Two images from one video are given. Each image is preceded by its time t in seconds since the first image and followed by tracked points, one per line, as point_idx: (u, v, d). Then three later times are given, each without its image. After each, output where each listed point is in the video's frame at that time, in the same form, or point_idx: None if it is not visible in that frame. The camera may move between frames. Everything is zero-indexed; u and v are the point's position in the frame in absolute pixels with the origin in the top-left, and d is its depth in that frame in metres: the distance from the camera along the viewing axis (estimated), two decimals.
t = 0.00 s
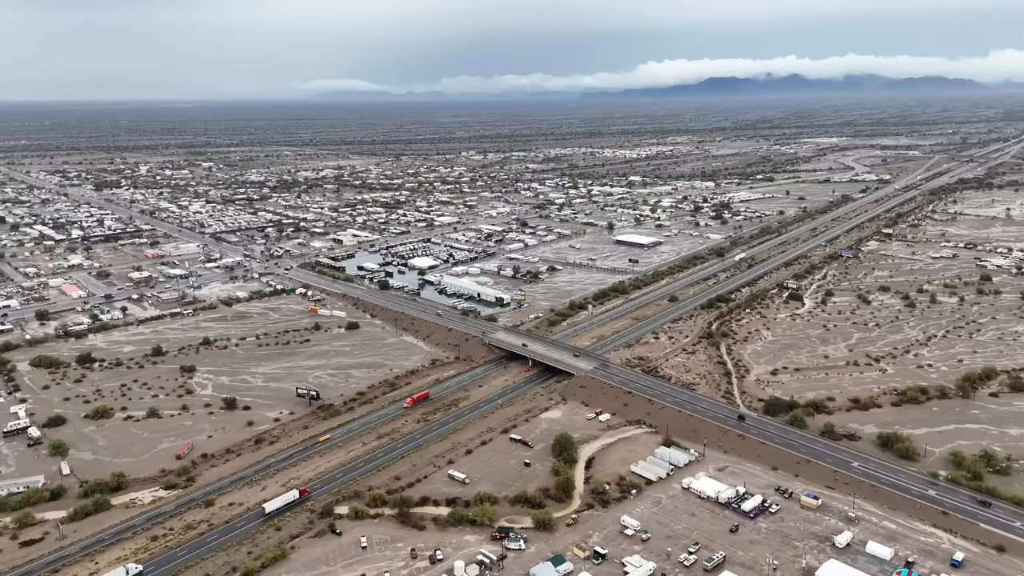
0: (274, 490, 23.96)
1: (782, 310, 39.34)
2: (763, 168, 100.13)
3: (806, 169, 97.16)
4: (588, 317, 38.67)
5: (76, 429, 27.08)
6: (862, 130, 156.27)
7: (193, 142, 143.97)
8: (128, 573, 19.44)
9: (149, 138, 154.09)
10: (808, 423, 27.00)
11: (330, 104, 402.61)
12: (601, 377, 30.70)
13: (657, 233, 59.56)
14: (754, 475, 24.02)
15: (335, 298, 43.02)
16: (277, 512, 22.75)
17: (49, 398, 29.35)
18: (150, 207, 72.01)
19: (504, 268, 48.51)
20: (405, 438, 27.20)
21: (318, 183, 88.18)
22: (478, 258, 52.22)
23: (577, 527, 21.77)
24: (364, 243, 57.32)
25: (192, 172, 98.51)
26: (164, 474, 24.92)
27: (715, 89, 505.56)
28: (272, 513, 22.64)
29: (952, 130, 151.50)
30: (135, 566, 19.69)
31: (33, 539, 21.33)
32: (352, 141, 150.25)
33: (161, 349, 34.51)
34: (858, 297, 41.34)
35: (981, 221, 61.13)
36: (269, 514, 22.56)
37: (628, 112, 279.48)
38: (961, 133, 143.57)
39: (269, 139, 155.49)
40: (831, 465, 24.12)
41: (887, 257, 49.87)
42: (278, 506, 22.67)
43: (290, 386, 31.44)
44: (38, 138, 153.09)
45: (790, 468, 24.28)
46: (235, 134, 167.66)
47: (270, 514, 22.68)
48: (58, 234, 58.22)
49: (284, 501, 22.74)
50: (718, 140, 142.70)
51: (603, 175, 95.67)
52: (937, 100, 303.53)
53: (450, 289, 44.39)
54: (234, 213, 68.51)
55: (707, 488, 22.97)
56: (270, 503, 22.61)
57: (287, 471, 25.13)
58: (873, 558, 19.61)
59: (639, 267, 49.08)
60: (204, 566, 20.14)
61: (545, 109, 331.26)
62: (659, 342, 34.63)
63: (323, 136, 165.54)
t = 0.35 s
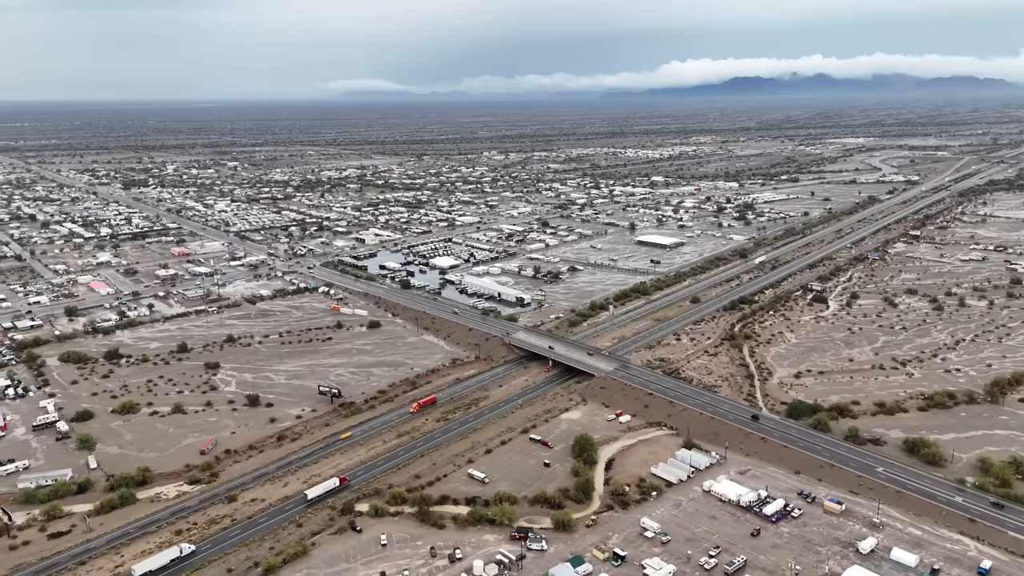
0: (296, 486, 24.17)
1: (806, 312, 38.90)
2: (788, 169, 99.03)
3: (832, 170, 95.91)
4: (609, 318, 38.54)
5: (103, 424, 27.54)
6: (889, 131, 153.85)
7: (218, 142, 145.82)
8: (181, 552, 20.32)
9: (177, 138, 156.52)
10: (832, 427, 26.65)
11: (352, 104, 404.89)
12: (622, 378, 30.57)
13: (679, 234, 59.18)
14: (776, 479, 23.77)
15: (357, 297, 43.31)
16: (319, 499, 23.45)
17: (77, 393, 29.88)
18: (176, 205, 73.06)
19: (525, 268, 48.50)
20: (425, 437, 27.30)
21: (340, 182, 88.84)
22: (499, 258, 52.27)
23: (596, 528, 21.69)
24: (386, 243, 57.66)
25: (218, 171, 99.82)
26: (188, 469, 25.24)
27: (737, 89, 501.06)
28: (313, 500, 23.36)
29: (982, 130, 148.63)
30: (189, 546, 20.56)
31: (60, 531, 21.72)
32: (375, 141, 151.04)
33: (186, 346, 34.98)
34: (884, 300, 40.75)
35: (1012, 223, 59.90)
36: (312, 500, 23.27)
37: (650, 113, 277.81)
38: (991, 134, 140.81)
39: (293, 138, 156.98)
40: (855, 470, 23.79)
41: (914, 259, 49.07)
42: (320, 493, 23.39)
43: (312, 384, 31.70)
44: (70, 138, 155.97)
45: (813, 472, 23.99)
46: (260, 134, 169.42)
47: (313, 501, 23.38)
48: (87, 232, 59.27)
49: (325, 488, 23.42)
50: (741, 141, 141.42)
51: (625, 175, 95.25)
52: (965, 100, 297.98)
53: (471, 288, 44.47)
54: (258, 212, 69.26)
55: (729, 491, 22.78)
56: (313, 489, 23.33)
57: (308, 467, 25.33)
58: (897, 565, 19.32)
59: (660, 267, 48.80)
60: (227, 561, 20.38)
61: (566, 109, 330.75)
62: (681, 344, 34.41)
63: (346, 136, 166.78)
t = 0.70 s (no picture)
0: (317, 483, 24.36)
1: (830, 315, 38.43)
2: (812, 169, 97.85)
3: (857, 171, 94.64)
4: (630, 319, 38.38)
5: (129, 419, 27.96)
6: (917, 131, 151.34)
7: (243, 142, 147.51)
8: (231, 534, 21.24)
9: (203, 138, 158.76)
10: (857, 431, 26.29)
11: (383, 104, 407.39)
12: (643, 380, 30.40)
13: (702, 235, 58.76)
14: (799, 483, 23.50)
15: (379, 295, 43.58)
16: (359, 487, 24.11)
17: (104, 388, 30.38)
18: (202, 204, 74.06)
19: (546, 268, 48.45)
20: (445, 435, 27.39)
21: (363, 182, 89.44)
22: (520, 257, 52.25)
23: (616, 529, 21.61)
24: (407, 242, 57.92)
25: (243, 170, 100.99)
26: (212, 465, 25.54)
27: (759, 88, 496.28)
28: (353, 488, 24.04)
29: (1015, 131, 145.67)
30: (238, 529, 21.44)
31: (88, 524, 22.11)
32: (396, 141, 151.65)
33: (211, 343, 35.43)
34: (911, 303, 40.13)
35: None
36: (352, 488, 23.97)
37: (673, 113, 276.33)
38: None
39: (317, 138, 158.44)
40: (880, 475, 23.44)
41: (942, 262, 48.25)
42: (360, 482, 24.10)
43: (334, 382, 31.94)
44: (100, 137, 158.58)
45: (837, 476, 23.68)
46: (285, 133, 171.07)
47: (352, 489, 24.07)
48: (115, 230, 60.26)
49: (365, 477, 24.11)
50: (766, 140, 139.99)
51: (647, 176, 94.76)
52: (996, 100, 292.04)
53: (492, 288, 44.53)
54: (282, 211, 69.96)
55: (751, 495, 22.57)
56: (353, 478, 24.02)
57: (330, 465, 25.51)
58: (923, 572, 19.01)
59: (683, 268, 48.50)
60: (249, 556, 20.63)
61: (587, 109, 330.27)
62: (703, 345, 34.16)
63: (369, 136, 167.76)
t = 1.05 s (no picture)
0: (339, 480, 24.54)
1: (856, 317, 37.93)
2: (839, 170, 96.61)
3: (885, 171, 93.26)
4: (651, 320, 38.15)
5: (156, 414, 28.40)
6: (947, 131, 148.80)
7: (269, 141, 149.08)
8: (278, 518, 22.07)
9: (230, 137, 160.78)
10: (882, 436, 25.91)
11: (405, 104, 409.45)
12: (664, 381, 30.23)
13: (726, 236, 58.29)
14: (823, 487, 23.21)
15: (401, 294, 43.80)
16: (398, 476, 24.74)
17: (132, 383, 30.88)
18: (228, 203, 74.98)
19: (567, 268, 48.36)
20: (466, 434, 27.45)
21: (386, 181, 89.98)
22: (542, 257, 52.23)
23: (636, 531, 21.50)
24: (429, 241, 58.12)
25: (269, 169, 102.14)
26: (236, 460, 25.85)
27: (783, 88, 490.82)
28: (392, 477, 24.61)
29: None
30: (284, 514, 22.26)
31: (114, 517, 22.49)
32: (419, 141, 152.31)
33: (236, 340, 35.86)
34: (940, 306, 39.46)
35: None
36: (391, 477, 24.57)
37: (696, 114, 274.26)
38: None
39: (341, 138, 159.67)
40: (906, 481, 23.06)
41: (973, 265, 47.37)
42: (399, 471, 24.68)
43: (356, 379, 32.16)
44: (129, 137, 161.06)
45: (862, 481, 23.36)
46: (309, 133, 172.65)
47: (392, 478, 24.65)
48: (143, 228, 61.23)
49: (404, 466, 24.69)
50: (791, 141, 138.45)
51: (671, 176, 94.16)
52: None
53: (513, 288, 44.56)
54: (306, 210, 70.60)
55: (773, 499, 22.32)
56: (393, 467, 24.59)
57: (351, 462, 25.68)
58: None
59: (706, 269, 48.16)
60: (271, 551, 20.83)
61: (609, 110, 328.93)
62: (725, 347, 33.88)
63: (391, 136, 168.71)
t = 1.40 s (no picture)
0: (363, 477, 24.72)
1: (886, 321, 37.30)
2: (870, 171, 95.07)
3: (917, 172, 91.58)
4: (676, 321, 37.88)
5: (184, 409, 28.85)
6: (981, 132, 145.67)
7: (296, 140, 150.79)
8: (326, 503, 22.86)
9: (259, 137, 162.90)
10: (912, 441, 25.45)
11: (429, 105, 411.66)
12: (689, 384, 29.98)
13: (753, 237, 57.69)
14: (850, 493, 22.84)
15: (426, 293, 44.02)
16: (438, 467, 25.34)
17: (161, 378, 31.42)
18: (256, 201, 75.97)
19: (591, 269, 48.24)
20: (489, 434, 27.50)
21: (411, 181, 90.49)
22: (566, 257, 52.14)
23: (659, 534, 21.35)
24: (454, 241, 58.34)
25: (296, 169, 103.28)
26: (261, 456, 26.16)
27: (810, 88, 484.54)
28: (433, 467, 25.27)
29: None
30: (332, 499, 23.04)
31: (143, 510, 22.90)
32: (443, 141, 152.87)
33: (263, 337, 36.30)
34: (973, 310, 38.65)
35: None
36: (431, 467, 25.21)
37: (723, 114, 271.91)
38: None
39: (368, 137, 160.88)
40: (936, 488, 22.61)
41: (1008, 268, 46.31)
42: (438, 462, 25.33)
43: (380, 377, 32.38)
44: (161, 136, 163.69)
45: (890, 488, 22.95)
46: (336, 132, 174.20)
47: (432, 468, 25.30)
48: (174, 226, 62.26)
49: (443, 457, 25.32)
50: (820, 141, 136.58)
51: (697, 176, 93.41)
52: None
53: (537, 288, 44.54)
54: (332, 209, 71.26)
55: (799, 504, 22.05)
56: (433, 458, 25.24)
57: (374, 459, 25.85)
58: None
59: (732, 271, 47.71)
60: (295, 546, 21.06)
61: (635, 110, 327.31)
62: (751, 350, 33.52)
63: (417, 135, 169.61)
